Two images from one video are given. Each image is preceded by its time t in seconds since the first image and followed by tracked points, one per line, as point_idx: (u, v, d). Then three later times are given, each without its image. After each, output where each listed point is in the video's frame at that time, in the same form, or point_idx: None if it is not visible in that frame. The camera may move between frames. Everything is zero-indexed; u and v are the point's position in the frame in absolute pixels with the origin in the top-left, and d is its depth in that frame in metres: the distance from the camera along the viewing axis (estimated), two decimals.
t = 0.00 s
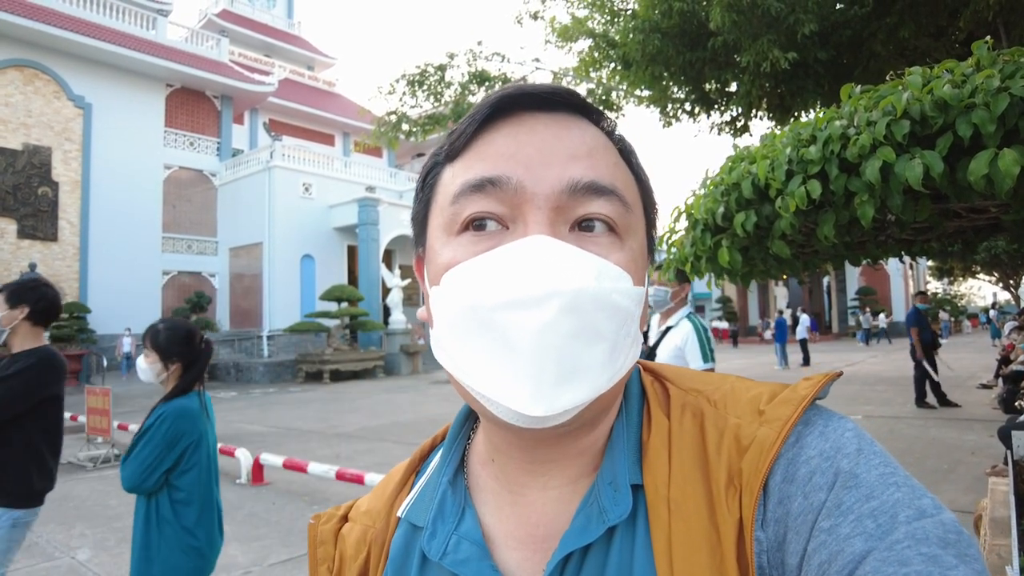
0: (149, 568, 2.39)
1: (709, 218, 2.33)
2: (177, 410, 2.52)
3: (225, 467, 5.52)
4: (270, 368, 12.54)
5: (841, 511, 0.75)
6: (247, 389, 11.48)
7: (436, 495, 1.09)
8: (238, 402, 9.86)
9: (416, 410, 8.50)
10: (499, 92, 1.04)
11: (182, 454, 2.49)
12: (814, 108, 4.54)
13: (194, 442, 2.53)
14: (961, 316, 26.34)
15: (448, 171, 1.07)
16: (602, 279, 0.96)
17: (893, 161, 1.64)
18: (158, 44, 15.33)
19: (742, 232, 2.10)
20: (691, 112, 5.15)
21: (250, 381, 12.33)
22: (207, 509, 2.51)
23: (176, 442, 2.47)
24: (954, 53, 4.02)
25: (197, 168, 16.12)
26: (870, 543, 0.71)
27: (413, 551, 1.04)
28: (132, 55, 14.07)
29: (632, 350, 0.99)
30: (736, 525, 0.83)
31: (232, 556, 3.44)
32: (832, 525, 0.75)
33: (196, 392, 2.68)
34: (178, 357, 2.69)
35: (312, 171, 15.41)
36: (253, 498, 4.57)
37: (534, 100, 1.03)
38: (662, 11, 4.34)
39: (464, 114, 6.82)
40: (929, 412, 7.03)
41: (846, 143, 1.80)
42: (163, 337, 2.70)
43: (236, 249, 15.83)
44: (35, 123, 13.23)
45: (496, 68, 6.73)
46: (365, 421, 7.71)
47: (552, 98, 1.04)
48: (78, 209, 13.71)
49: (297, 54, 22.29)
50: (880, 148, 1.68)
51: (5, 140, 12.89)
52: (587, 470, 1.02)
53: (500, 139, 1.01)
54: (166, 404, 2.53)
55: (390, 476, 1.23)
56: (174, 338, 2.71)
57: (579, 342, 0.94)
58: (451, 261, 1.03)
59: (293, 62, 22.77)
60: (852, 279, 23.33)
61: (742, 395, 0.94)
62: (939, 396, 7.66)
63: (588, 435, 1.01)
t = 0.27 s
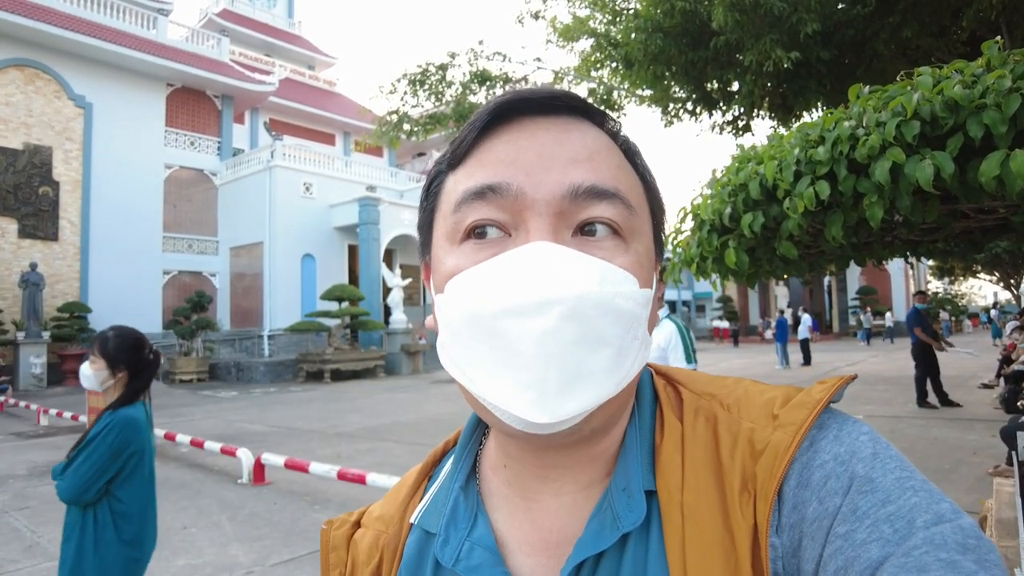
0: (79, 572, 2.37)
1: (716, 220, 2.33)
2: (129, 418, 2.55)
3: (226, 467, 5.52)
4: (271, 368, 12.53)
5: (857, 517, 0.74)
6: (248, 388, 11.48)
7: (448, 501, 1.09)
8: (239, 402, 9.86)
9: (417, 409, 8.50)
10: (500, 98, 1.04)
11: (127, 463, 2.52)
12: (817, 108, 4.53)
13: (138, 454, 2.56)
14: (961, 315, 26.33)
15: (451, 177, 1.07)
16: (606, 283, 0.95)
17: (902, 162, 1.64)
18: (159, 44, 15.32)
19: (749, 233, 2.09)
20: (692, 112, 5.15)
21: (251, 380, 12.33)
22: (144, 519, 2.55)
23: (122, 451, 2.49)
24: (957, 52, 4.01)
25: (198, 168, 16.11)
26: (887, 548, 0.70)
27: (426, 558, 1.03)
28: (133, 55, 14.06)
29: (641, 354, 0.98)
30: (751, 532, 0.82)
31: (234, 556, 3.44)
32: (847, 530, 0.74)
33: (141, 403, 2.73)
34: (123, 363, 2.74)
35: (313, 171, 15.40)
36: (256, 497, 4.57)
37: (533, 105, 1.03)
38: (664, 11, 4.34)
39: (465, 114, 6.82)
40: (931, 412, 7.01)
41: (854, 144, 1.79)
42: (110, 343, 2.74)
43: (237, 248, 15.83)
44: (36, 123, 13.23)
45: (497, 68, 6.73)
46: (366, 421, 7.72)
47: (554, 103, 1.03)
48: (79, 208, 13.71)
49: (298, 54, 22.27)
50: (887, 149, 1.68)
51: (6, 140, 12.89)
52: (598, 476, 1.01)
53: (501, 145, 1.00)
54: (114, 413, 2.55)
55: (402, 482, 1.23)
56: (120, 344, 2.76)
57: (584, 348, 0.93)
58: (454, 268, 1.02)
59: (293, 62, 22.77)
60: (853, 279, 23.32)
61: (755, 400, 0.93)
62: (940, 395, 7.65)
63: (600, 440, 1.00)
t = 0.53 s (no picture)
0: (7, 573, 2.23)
1: (719, 217, 2.32)
2: (69, 414, 2.45)
3: (227, 465, 5.52)
4: (271, 366, 12.52)
5: (861, 513, 0.74)
6: (248, 387, 11.48)
7: (451, 501, 1.08)
8: (239, 400, 9.86)
9: (417, 408, 8.50)
10: (498, 96, 1.04)
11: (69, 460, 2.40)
12: (818, 106, 4.53)
13: (80, 451, 2.45)
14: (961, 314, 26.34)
15: (450, 176, 1.07)
16: (602, 278, 0.94)
17: (908, 159, 1.63)
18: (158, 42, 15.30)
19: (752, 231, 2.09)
20: (693, 110, 5.15)
21: (251, 378, 12.32)
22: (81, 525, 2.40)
23: (65, 450, 2.38)
24: (959, 51, 4.00)
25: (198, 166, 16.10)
26: (891, 544, 0.70)
27: (430, 558, 1.03)
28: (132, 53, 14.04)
29: (640, 350, 0.97)
30: (754, 528, 0.82)
31: (235, 554, 3.44)
32: (852, 526, 0.74)
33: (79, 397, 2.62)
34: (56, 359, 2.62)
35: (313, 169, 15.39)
36: (256, 496, 4.56)
37: (531, 104, 1.02)
38: (666, 9, 4.33)
39: (466, 112, 6.81)
40: (931, 410, 7.00)
41: (860, 141, 1.79)
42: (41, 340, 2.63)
43: (237, 246, 15.82)
44: (36, 121, 13.22)
45: (498, 66, 6.71)
46: (366, 419, 7.72)
47: (552, 99, 1.02)
48: (79, 206, 13.70)
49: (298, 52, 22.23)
50: (893, 147, 1.67)
51: (6, 138, 12.88)
52: (600, 474, 1.01)
53: (499, 143, 1.00)
54: (53, 409, 2.43)
55: (405, 482, 1.22)
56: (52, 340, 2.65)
57: (583, 345, 0.92)
58: (453, 265, 1.02)
59: (293, 60, 22.74)
60: (853, 278, 23.33)
61: (757, 397, 0.93)
62: (940, 394, 7.65)
63: (600, 437, 1.00)
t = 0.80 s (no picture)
0: None
1: (720, 216, 2.32)
2: None
3: (227, 464, 5.53)
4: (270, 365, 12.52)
5: (861, 512, 0.74)
6: (248, 386, 11.48)
7: (452, 500, 1.08)
8: (239, 399, 9.86)
9: (417, 407, 8.50)
10: (500, 94, 1.03)
11: None
12: (818, 105, 4.53)
13: None
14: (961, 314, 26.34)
15: (451, 174, 1.07)
16: (604, 277, 0.94)
17: (910, 158, 1.63)
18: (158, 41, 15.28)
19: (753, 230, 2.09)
20: (693, 109, 5.15)
21: (251, 378, 12.32)
22: None
23: None
24: (960, 50, 3.99)
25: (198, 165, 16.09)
26: (890, 544, 0.70)
27: (431, 557, 1.03)
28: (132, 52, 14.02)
29: (640, 348, 0.98)
30: (754, 527, 0.82)
31: (235, 554, 3.44)
32: (851, 526, 0.74)
33: None
34: None
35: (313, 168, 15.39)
36: (256, 495, 4.56)
37: (534, 102, 1.02)
38: (666, 8, 4.32)
39: (466, 112, 6.80)
40: (931, 409, 7.01)
41: (862, 140, 1.79)
42: None
43: (237, 246, 15.82)
44: (35, 120, 13.21)
45: (498, 65, 6.69)
46: (366, 418, 7.72)
47: (553, 97, 1.02)
48: (79, 206, 13.70)
49: (297, 51, 22.21)
50: (895, 145, 1.67)
51: (5, 137, 12.87)
52: (601, 473, 1.01)
53: (501, 141, 1.00)
54: None
55: (406, 481, 1.22)
56: None
57: (583, 343, 0.92)
58: (454, 263, 1.02)
59: (293, 59, 22.72)
60: (852, 277, 23.33)
61: (757, 397, 0.93)
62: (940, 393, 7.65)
63: (601, 436, 1.00)
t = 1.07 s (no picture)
0: None
1: (723, 215, 2.32)
2: None
3: (227, 463, 5.52)
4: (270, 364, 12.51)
5: (861, 512, 0.73)
6: (247, 385, 11.48)
7: (452, 502, 1.08)
8: (239, 398, 9.86)
9: (418, 406, 8.50)
10: (500, 94, 1.03)
11: None
12: (819, 104, 4.52)
13: None
14: (961, 312, 26.35)
15: (451, 175, 1.06)
16: (607, 279, 0.94)
17: (913, 157, 1.63)
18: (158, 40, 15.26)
19: (755, 229, 2.08)
20: (693, 108, 5.14)
21: (251, 377, 12.32)
22: None
23: None
24: (961, 49, 3.98)
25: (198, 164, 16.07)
26: (891, 543, 0.69)
27: (432, 558, 1.02)
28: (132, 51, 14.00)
29: (641, 348, 0.97)
30: (755, 528, 0.82)
31: (236, 553, 3.43)
32: (852, 526, 0.73)
33: None
34: None
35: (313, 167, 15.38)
36: (256, 494, 4.56)
37: (534, 103, 1.02)
38: (667, 7, 4.32)
39: (467, 110, 6.80)
40: (931, 408, 7.01)
41: (865, 139, 1.78)
42: None
43: (237, 245, 15.82)
44: (35, 119, 13.19)
45: (498, 64, 6.69)
46: (367, 417, 7.72)
47: (553, 97, 1.02)
48: (79, 205, 13.69)
49: (297, 50, 22.19)
50: (898, 144, 1.67)
51: (5, 136, 12.86)
52: (602, 473, 1.00)
53: (501, 141, 0.99)
54: None
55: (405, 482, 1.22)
56: None
57: (585, 344, 0.92)
58: (456, 265, 1.01)
59: (292, 58, 22.70)
60: (853, 276, 23.33)
61: (758, 396, 0.93)
62: (940, 392, 7.65)
63: (601, 437, 0.99)
